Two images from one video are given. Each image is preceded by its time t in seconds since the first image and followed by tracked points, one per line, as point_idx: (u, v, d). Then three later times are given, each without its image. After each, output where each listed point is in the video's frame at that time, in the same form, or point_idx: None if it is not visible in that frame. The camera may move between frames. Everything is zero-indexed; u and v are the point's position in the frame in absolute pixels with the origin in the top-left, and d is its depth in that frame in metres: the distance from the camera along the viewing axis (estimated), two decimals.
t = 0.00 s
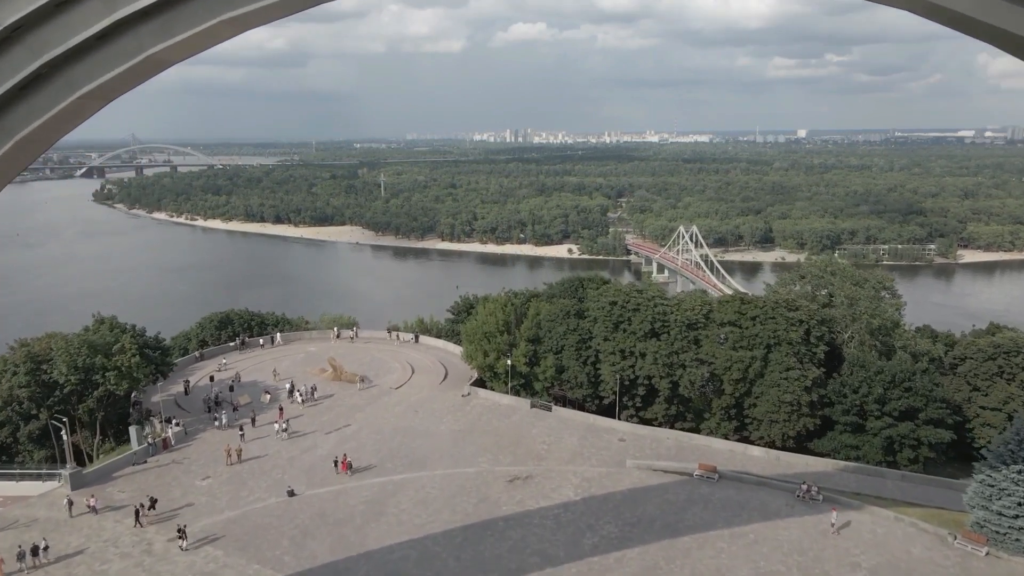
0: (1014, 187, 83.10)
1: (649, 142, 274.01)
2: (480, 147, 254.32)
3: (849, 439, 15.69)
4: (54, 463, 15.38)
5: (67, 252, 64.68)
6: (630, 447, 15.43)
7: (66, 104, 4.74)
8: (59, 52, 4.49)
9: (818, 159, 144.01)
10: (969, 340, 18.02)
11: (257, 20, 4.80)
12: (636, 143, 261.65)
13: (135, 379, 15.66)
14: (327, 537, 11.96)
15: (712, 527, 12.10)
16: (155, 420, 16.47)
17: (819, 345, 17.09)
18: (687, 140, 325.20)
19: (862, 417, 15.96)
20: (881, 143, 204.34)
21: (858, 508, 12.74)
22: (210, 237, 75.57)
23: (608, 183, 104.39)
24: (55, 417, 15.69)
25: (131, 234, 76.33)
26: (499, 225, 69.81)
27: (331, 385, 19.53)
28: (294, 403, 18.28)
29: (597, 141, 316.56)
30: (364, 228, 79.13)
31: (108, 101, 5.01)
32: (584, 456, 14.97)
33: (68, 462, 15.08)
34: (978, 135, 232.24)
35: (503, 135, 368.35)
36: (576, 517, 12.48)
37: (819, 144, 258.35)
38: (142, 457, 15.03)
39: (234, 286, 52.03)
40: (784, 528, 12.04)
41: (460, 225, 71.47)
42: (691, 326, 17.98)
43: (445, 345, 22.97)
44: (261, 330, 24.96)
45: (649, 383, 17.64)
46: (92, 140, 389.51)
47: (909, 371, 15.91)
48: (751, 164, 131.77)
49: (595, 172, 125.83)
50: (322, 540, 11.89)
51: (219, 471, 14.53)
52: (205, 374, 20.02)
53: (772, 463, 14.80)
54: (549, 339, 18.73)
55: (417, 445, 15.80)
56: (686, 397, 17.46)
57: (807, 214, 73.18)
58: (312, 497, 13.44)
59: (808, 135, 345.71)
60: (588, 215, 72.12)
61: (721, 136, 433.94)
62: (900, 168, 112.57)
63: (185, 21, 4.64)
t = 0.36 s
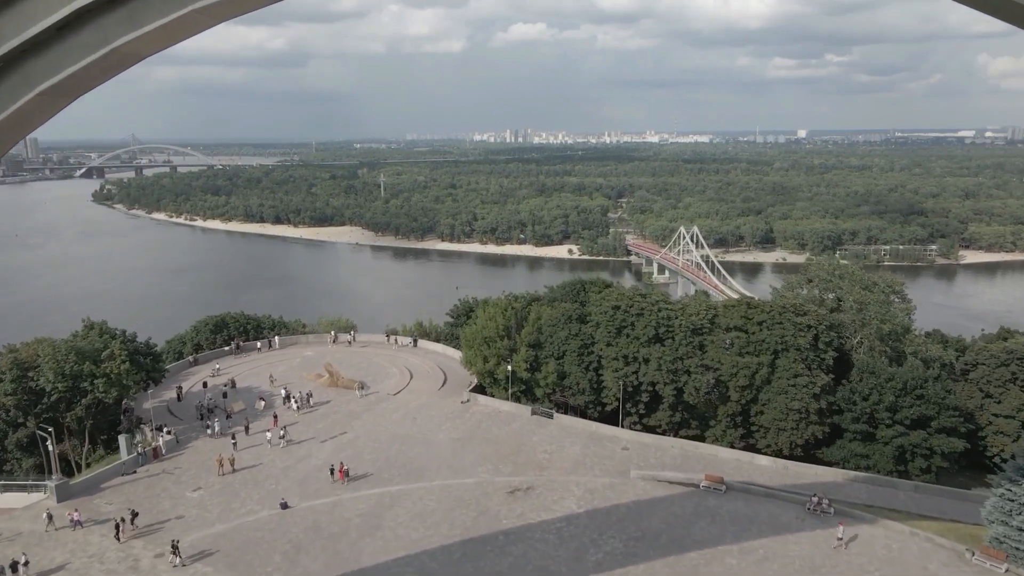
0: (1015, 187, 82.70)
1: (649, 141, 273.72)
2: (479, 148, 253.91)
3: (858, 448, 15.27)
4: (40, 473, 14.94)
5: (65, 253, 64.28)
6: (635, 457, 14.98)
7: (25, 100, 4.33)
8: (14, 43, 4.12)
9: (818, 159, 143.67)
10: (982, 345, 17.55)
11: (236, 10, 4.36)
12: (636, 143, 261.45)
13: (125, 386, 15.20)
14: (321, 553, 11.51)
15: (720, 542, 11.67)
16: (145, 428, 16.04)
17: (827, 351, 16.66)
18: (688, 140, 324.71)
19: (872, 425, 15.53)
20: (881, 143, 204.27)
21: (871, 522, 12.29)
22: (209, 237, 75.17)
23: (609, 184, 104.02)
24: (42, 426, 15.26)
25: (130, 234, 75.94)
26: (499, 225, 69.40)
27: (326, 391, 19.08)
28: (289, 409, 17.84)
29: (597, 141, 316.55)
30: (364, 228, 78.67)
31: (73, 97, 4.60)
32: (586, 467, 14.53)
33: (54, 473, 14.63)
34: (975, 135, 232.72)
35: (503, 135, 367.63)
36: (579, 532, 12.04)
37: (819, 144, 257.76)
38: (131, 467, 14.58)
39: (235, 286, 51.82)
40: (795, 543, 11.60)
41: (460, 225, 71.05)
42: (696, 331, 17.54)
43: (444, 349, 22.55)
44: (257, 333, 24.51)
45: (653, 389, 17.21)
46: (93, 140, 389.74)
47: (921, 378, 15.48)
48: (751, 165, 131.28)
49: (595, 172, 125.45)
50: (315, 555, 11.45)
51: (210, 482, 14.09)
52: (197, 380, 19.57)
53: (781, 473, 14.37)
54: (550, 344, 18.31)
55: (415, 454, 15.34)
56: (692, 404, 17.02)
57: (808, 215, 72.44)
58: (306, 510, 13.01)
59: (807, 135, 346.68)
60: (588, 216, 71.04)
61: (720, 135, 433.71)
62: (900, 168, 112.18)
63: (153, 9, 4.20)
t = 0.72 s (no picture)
0: (1016, 187, 82.20)
1: (648, 141, 273.44)
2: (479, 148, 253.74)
3: (869, 456, 14.82)
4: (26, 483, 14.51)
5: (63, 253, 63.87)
6: (639, 467, 14.51)
7: None
8: None
9: (819, 159, 143.19)
10: (995, 350, 17.09)
11: None
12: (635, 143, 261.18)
13: (113, 393, 14.76)
14: (313, 570, 11.05)
15: (728, 557, 11.21)
16: (135, 436, 15.60)
17: (836, 357, 16.21)
18: (687, 140, 324.22)
19: (883, 434, 15.07)
20: (879, 143, 203.67)
21: (886, 536, 11.83)
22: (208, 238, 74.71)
23: (609, 184, 103.54)
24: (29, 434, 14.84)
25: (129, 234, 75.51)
26: (499, 226, 68.90)
27: (322, 397, 18.62)
28: (283, 416, 17.38)
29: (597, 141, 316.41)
30: (363, 228, 78.18)
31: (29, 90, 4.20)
32: (589, 477, 14.07)
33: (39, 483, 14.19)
34: (975, 135, 232.12)
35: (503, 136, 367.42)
36: (581, 547, 11.58)
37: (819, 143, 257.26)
38: (119, 477, 14.14)
39: (234, 286, 51.33)
40: (806, 559, 11.15)
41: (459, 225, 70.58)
42: (702, 336, 17.09)
43: (442, 353, 22.09)
44: (252, 337, 24.06)
45: (657, 396, 16.75)
46: (94, 140, 390.25)
47: (934, 385, 15.02)
48: (752, 165, 130.81)
49: (595, 172, 125.02)
50: (307, 572, 10.99)
51: (200, 493, 13.64)
52: (190, 386, 19.11)
53: (790, 484, 13.91)
54: (551, 349, 17.86)
55: (412, 463, 14.88)
56: (697, 411, 16.55)
57: (809, 216, 71.94)
58: (300, 523, 12.55)
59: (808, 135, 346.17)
60: (588, 216, 70.55)
61: (720, 135, 434.27)
62: (901, 168, 111.71)
63: None
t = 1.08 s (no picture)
0: (1017, 187, 81.73)
1: (648, 141, 273.50)
2: (479, 148, 254.17)
3: (880, 465, 14.38)
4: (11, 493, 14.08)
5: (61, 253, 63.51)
6: (643, 476, 14.08)
7: None
8: None
9: (818, 159, 142.84)
10: (1007, 354, 16.67)
11: None
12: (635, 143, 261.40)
13: (101, 400, 14.33)
14: None
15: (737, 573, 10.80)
16: (124, 444, 15.17)
17: (845, 362, 15.78)
18: (685, 140, 325.48)
19: (893, 441, 14.64)
20: (878, 143, 203.89)
21: (900, 551, 11.41)
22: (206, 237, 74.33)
23: (610, 184, 103.12)
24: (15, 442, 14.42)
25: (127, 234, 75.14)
26: (498, 226, 68.45)
27: (317, 403, 18.19)
28: (277, 423, 16.95)
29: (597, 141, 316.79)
30: (363, 228, 77.77)
31: None
32: (592, 487, 13.64)
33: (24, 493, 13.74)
34: (972, 135, 232.99)
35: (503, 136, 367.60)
36: (584, 562, 11.15)
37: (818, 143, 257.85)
38: (107, 487, 13.70)
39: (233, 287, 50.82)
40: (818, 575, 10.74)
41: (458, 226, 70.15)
42: (706, 341, 16.66)
43: (441, 357, 21.66)
44: (247, 339, 23.65)
45: (661, 402, 16.30)
46: (94, 141, 392.17)
47: (946, 392, 14.60)
48: (751, 166, 130.44)
49: (595, 172, 124.60)
50: None
51: (190, 504, 13.20)
52: (182, 391, 18.68)
53: (798, 494, 13.49)
54: (552, 354, 17.42)
55: (409, 472, 14.46)
56: (702, 418, 16.10)
57: (810, 216, 71.54)
58: (293, 536, 12.13)
59: (806, 135, 347.40)
60: (588, 216, 70.14)
61: (720, 135, 434.50)
62: (901, 168, 111.34)
63: None
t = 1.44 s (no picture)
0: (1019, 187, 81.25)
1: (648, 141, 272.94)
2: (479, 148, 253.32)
3: (891, 475, 13.92)
4: None
5: (58, 254, 63.15)
6: (646, 486, 13.65)
7: None
8: None
9: (819, 159, 142.31)
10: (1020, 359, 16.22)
11: None
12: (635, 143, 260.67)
13: (87, 406, 13.88)
14: None
15: None
16: (111, 452, 14.72)
17: (854, 368, 15.34)
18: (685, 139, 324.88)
19: (905, 451, 14.18)
20: (878, 142, 203.37)
21: (914, 567, 10.97)
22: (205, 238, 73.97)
23: (610, 184, 102.71)
24: None
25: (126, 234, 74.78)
26: (498, 226, 67.96)
27: (312, 409, 17.74)
28: (271, 430, 16.51)
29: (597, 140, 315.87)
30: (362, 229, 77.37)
31: None
32: (594, 498, 13.20)
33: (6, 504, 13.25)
34: (973, 134, 231.91)
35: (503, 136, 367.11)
36: None
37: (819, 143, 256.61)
38: (92, 498, 13.25)
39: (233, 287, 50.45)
40: None
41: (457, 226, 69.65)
42: (711, 346, 16.22)
43: (439, 360, 21.23)
44: (242, 342, 23.21)
45: (665, 409, 15.85)
46: (95, 141, 392.23)
47: (959, 399, 14.15)
48: (752, 166, 129.97)
49: (595, 172, 124.09)
50: None
51: (178, 516, 12.76)
52: (173, 397, 18.23)
53: (807, 505, 13.04)
54: (552, 359, 16.98)
55: (404, 482, 14.02)
56: (707, 425, 15.64)
57: (811, 216, 71.09)
58: (285, 550, 11.69)
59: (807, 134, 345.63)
60: (588, 217, 69.70)
61: (720, 135, 433.97)
62: (901, 168, 110.78)
63: None
